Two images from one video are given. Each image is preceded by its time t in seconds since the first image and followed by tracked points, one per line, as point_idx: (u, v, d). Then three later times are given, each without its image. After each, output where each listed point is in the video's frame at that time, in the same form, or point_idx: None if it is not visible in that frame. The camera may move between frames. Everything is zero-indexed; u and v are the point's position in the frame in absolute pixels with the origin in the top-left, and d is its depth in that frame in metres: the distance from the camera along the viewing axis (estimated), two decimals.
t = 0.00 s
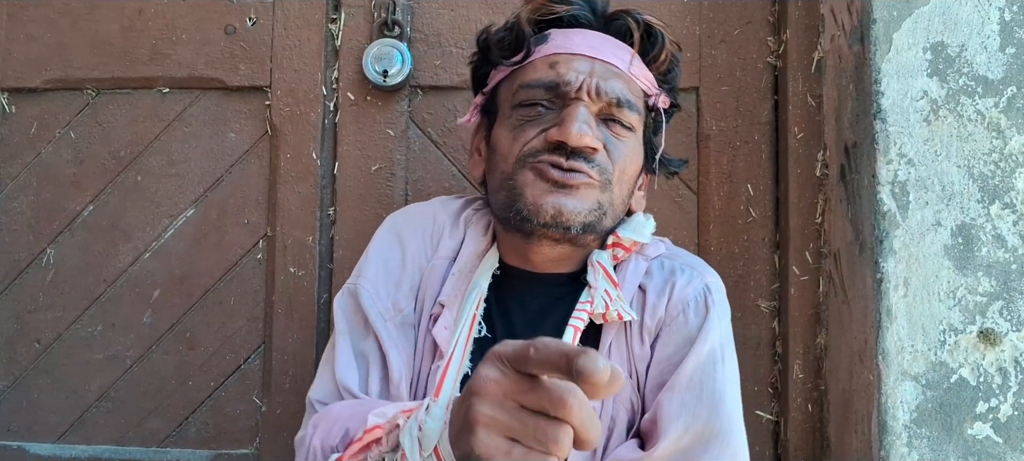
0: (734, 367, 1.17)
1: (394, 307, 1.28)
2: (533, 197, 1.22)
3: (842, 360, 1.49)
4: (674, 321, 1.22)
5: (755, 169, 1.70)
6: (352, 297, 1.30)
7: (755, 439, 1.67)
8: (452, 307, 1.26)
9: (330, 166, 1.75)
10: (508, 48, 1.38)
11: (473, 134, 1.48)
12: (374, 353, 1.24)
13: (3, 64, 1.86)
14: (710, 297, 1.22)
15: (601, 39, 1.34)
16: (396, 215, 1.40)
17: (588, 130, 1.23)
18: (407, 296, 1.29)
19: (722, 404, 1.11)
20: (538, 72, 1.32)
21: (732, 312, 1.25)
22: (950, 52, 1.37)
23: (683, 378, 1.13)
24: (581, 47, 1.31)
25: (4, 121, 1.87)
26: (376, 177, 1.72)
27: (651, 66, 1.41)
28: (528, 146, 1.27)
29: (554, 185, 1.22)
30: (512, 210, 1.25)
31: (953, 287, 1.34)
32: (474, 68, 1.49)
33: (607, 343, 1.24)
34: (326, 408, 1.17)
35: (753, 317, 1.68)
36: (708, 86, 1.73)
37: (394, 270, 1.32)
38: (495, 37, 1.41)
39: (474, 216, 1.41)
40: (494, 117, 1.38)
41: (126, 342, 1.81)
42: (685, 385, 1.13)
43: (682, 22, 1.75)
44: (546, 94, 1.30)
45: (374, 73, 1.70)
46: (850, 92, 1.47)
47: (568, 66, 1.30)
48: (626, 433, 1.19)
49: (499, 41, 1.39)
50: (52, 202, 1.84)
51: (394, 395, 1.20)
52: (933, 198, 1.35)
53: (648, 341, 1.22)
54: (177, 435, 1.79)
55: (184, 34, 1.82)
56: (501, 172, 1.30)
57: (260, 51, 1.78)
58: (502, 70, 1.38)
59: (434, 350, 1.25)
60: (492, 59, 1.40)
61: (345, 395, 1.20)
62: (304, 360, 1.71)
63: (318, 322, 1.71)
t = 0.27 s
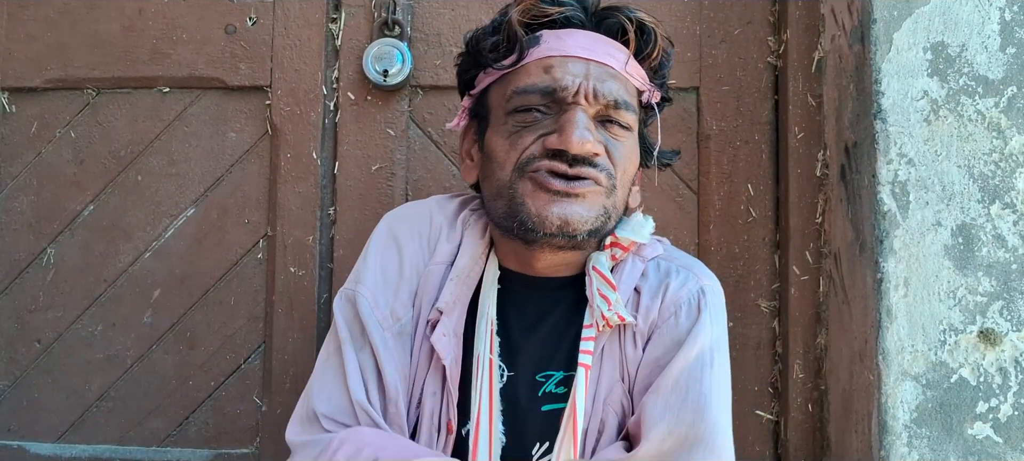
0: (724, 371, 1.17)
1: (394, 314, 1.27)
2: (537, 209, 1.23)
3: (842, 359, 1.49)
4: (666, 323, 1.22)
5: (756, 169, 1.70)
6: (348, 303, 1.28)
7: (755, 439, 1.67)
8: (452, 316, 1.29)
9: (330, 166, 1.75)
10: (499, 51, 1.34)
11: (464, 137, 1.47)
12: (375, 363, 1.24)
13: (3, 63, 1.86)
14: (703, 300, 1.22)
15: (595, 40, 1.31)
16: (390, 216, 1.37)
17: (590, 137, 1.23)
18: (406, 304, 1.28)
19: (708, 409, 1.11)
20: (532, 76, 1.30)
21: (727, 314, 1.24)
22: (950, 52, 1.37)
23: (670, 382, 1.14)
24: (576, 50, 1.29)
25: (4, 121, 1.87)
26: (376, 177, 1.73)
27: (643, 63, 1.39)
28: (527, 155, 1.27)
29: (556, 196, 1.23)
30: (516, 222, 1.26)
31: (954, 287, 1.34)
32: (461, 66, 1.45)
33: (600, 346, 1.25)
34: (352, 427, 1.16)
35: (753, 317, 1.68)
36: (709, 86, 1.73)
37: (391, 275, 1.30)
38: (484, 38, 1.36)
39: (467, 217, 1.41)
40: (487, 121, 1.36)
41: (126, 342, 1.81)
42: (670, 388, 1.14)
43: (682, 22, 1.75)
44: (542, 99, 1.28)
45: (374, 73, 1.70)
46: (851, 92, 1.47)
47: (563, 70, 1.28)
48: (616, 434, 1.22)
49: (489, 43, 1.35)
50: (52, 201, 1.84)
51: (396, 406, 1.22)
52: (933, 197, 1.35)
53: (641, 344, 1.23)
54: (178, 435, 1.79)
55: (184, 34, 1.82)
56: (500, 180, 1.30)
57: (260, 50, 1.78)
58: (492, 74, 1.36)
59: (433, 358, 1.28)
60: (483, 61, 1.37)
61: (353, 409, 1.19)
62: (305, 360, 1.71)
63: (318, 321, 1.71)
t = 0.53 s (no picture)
0: (729, 375, 1.17)
1: (396, 317, 1.27)
2: (533, 214, 1.23)
3: (841, 360, 1.49)
4: (670, 328, 1.22)
5: (755, 170, 1.70)
6: (351, 307, 1.29)
7: (754, 439, 1.68)
8: (456, 315, 1.29)
9: (330, 167, 1.76)
10: (479, 63, 1.36)
11: (457, 152, 1.47)
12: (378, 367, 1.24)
13: (4, 64, 1.87)
14: (705, 304, 1.22)
15: (572, 39, 1.32)
16: (391, 220, 1.38)
17: (578, 137, 1.23)
18: (408, 307, 1.29)
19: (713, 414, 1.11)
20: (515, 84, 1.31)
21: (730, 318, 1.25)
22: (949, 54, 1.37)
23: (675, 389, 1.14)
24: (554, 52, 1.29)
25: (4, 121, 1.88)
26: (376, 178, 1.73)
27: (625, 56, 1.39)
28: (516, 162, 1.27)
29: (551, 200, 1.23)
30: (515, 230, 1.26)
31: (953, 288, 1.34)
32: (445, 83, 1.47)
33: (605, 352, 1.25)
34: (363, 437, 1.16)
35: (752, 317, 1.68)
36: (708, 87, 1.73)
37: (394, 278, 1.31)
38: (463, 53, 1.38)
39: (470, 218, 1.41)
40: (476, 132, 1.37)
41: (126, 342, 1.81)
42: (676, 394, 1.14)
43: (682, 23, 1.75)
44: (526, 105, 1.28)
45: (374, 74, 1.70)
46: (850, 93, 1.47)
47: (544, 73, 1.29)
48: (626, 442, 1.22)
49: (468, 58, 1.37)
50: (52, 202, 1.84)
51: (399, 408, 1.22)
52: (932, 199, 1.35)
53: (645, 349, 1.23)
54: (178, 435, 1.79)
55: (184, 35, 1.82)
56: (493, 189, 1.30)
57: (260, 51, 1.78)
58: (476, 86, 1.38)
59: (438, 359, 1.28)
60: (465, 76, 1.39)
61: (357, 413, 1.20)
62: (305, 360, 1.71)
63: (318, 322, 1.71)
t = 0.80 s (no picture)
0: (717, 371, 1.17)
1: (400, 317, 1.28)
2: (532, 220, 1.25)
3: (839, 362, 1.50)
4: (662, 326, 1.23)
5: (753, 173, 1.71)
6: (356, 307, 1.30)
7: (753, 441, 1.68)
8: (458, 314, 1.30)
9: (331, 170, 1.76)
10: (476, 71, 1.37)
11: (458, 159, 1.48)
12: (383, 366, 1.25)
13: (6, 67, 1.87)
14: (698, 302, 1.22)
15: (566, 45, 1.32)
16: (393, 221, 1.39)
17: (574, 143, 1.24)
18: (411, 306, 1.30)
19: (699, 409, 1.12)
20: (512, 91, 1.32)
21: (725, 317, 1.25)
22: (946, 58, 1.38)
23: (663, 384, 1.15)
24: (549, 58, 1.30)
25: (6, 124, 1.88)
26: (377, 180, 1.74)
27: (621, 60, 1.38)
28: (515, 168, 1.28)
29: (550, 206, 1.24)
30: (516, 237, 1.27)
31: (950, 290, 1.35)
32: (445, 90, 1.48)
33: (600, 351, 1.26)
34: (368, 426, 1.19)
35: (750, 319, 1.69)
36: (707, 90, 1.74)
37: (397, 278, 1.32)
38: (459, 62, 1.40)
39: (472, 219, 1.42)
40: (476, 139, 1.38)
41: (128, 344, 1.82)
42: (660, 387, 1.15)
43: (681, 26, 1.76)
44: (523, 111, 1.30)
45: (374, 77, 1.71)
46: (848, 96, 1.48)
47: (540, 80, 1.30)
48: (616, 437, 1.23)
49: (464, 67, 1.38)
50: (54, 204, 1.85)
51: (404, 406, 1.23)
52: (929, 202, 1.37)
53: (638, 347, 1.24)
54: (179, 436, 1.80)
55: (185, 38, 1.83)
56: (493, 196, 1.32)
57: (261, 54, 1.79)
58: (474, 94, 1.38)
59: (442, 358, 1.29)
60: (462, 84, 1.40)
61: (364, 411, 1.21)
62: (306, 362, 1.72)
63: (318, 324, 1.72)
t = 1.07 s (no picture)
0: (715, 375, 1.18)
1: (397, 324, 1.29)
2: (529, 220, 1.26)
3: (837, 363, 1.51)
4: (662, 327, 1.23)
5: (752, 174, 1.71)
6: (354, 314, 1.31)
7: (751, 442, 1.68)
8: (457, 318, 1.30)
9: (331, 171, 1.77)
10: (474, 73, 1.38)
11: (457, 161, 1.49)
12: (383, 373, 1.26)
13: (5, 69, 1.88)
14: (697, 305, 1.23)
15: (563, 46, 1.33)
16: (390, 227, 1.39)
17: (570, 142, 1.25)
18: (410, 313, 1.30)
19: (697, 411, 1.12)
20: (509, 92, 1.33)
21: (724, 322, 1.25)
22: (944, 60, 1.39)
23: (661, 385, 1.15)
24: (546, 59, 1.31)
25: (6, 126, 1.89)
26: (376, 182, 1.74)
27: (618, 61, 1.39)
28: (513, 169, 1.29)
29: (546, 206, 1.25)
30: (513, 237, 1.28)
31: (947, 291, 1.36)
32: (444, 93, 1.49)
33: (599, 352, 1.26)
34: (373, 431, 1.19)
35: (749, 321, 1.70)
36: (705, 92, 1.74)
37: (395, 285, 1.33)
38: (457, 65, 1.40)
39: (470, 225, 1.43)
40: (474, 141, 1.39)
41: (128, 346, 1.82)
42: (658, 390, 1.16)
43: (679, 28, 1.76)
44: (520, 113, 1.30)
45: (374, 79, 1.72)
46: (845, 98, 1.48)
47: (537, 81, 1.30)
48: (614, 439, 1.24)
49: (462, 69, 1.39)
50: (54, 206, 1.86)
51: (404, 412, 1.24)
52: (927, 204, 1.37)
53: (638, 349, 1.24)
54: (179, 438, 1.80)
55: (185, 41, 1.84)
56: (491, 197, 1.32)
57: (261, 57, 1.80)
58: (472, 96, 1.39)
59: (441, 363, 1.29)
60: (460, 86, 1.41)
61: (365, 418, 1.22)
62: (306, 364, 1.72)
63: (318, 325, 1.73)
